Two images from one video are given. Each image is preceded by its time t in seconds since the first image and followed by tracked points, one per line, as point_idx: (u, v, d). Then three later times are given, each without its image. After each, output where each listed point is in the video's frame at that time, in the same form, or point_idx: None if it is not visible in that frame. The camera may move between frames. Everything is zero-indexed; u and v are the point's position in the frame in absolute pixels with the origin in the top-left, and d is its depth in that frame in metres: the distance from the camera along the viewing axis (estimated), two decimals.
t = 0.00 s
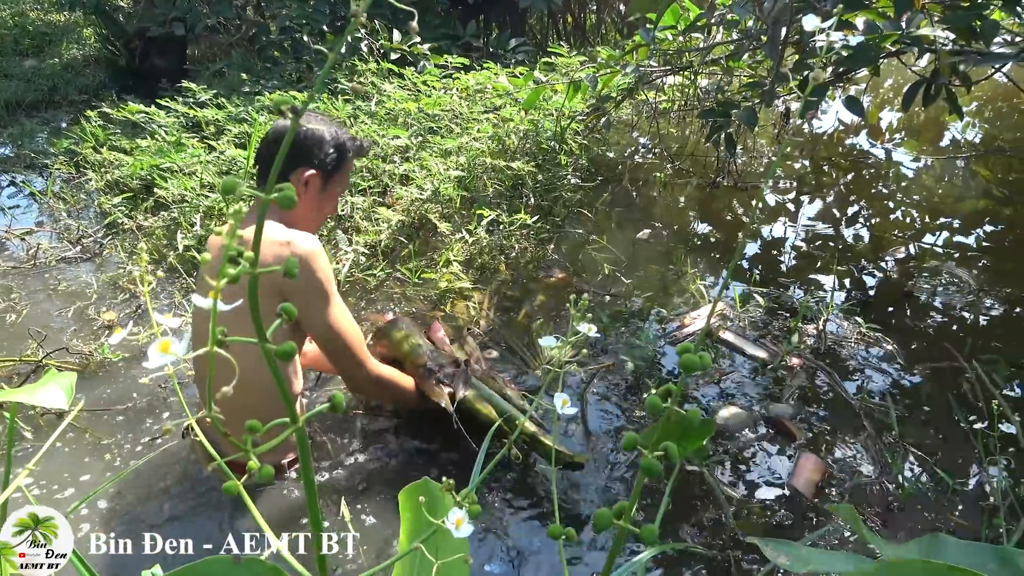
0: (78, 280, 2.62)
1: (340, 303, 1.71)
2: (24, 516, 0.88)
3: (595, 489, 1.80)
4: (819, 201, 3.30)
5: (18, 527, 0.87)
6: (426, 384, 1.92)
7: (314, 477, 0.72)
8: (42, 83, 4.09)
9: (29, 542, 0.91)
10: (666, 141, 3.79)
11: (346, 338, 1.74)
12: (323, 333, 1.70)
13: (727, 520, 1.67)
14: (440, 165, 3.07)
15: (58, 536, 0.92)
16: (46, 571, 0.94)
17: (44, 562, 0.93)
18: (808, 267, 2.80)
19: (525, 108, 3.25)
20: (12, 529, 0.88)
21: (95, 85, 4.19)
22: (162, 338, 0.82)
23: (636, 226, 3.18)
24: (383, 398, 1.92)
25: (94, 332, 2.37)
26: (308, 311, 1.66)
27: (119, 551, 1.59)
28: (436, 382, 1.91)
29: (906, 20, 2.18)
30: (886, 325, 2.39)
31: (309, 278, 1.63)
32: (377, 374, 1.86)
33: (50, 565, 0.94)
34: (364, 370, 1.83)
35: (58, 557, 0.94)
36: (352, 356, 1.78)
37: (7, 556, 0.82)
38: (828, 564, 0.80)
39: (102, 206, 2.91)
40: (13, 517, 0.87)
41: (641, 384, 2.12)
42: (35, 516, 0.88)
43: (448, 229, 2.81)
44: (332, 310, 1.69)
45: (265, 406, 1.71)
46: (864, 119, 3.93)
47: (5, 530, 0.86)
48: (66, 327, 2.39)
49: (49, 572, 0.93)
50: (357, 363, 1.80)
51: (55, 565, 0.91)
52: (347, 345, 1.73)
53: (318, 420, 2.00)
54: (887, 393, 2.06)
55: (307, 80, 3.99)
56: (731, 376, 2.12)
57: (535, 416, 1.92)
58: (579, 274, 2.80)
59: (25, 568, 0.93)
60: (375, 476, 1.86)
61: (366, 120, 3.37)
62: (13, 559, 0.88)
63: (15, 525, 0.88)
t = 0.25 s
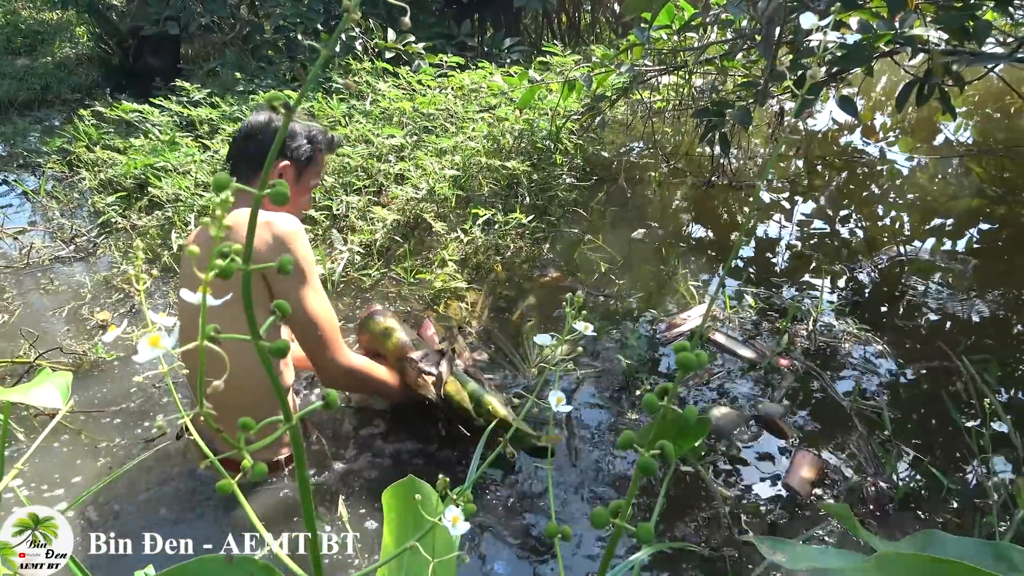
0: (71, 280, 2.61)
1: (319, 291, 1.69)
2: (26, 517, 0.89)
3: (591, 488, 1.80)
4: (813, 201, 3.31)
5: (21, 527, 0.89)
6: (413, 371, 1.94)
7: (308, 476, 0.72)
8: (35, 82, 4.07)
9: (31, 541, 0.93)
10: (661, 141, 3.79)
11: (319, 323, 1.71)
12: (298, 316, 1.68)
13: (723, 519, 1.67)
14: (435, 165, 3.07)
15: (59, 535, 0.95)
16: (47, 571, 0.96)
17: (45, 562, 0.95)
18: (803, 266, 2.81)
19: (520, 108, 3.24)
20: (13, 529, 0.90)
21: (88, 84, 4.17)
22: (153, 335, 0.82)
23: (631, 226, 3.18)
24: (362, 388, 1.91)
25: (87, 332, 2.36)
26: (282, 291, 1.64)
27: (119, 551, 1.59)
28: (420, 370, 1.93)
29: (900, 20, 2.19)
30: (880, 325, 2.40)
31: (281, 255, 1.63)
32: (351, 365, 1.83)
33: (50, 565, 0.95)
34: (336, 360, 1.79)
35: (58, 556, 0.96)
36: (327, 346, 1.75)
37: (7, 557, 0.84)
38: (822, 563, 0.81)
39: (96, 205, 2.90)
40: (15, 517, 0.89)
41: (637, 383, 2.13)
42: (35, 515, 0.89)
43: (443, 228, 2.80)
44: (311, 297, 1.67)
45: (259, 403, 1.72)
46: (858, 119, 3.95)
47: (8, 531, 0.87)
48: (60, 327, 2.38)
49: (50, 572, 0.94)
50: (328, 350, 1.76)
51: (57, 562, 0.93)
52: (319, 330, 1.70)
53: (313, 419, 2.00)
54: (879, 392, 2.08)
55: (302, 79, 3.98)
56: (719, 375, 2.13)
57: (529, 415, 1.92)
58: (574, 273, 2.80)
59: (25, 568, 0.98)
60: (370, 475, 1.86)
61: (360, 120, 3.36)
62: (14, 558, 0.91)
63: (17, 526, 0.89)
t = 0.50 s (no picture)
0: (71, 279, 2.61)
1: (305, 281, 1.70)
2: (24, 517, 0.89)
3: (591, 488, 1.80)
4: (813, 201, 3.32)
5: (19, 527, 0.89)
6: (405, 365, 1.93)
7: (309, 475, 0.72)
8: (34, 80, 4.07)
9: (30, 541, 0.93)
10: (661, 140, 3.79)
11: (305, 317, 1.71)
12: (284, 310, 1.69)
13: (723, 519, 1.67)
14: (436, 164, 3.07)
15: (58, 536, 0.94)
16: (47, 570, 0.96)
17: (45, 561, 0.95)
18: (803, 266, 2.81)
19: (520, 107, 3.24)
20: (12, 529, 0.90)
21: (88, 82, 4.17)
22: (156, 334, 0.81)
23: (631, 225, 3.17)
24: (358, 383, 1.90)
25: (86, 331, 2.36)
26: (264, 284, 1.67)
27: (119, 551, 1.59)
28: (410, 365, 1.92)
29: (900, 20, 2.18)
30: (880, 325, 2.40)
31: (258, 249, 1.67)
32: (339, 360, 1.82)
33: (50, 565, 0.95)
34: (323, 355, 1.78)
35: (58, 556, 0.96)
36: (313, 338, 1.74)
37: (7, 556, 0.84)
38: (824, 564, 0.81)
39: (96, 204, 2.89)
40: (13, 517, 0.88)
41: (637, 383, 2.13)
42: (35, 516, 0.89)
43: (443, 227, 2.80)
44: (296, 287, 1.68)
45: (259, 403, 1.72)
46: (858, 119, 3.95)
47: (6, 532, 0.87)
48: (60, 326, 2.38)
49: (50, 571, 0.94)
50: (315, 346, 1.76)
51: (54, 565, 0.94)
52: (302, 324, 1.70)
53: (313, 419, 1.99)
54: (879, 392, 2.08)
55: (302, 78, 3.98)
56: (718, 376, 2.13)
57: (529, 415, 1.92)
58: (574, 273, 2.80)
59: (25, 568, 0.98)
60: (370, 475, 1.86)
61: (360, 119, 3.36)
62: (14, 558, 0.91)
63: (16, 526, 0.89)
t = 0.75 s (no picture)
0: (72, 279, 2.61)
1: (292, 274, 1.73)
2: (24, 517, 0.89)
3: (592, 488, 1.80)
4: (814, 201, 3.31)
5: (19, 527, 0.89)
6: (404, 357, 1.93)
7: (306, 477, 0.72)
8: (35, 80, 4.07)
9: (30, 540, 0.93)
10: (662, 139, 3.79)
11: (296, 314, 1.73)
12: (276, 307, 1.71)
13: (723, 519, 1.67)
14: (437, 164, 3.07)
15: (57, 536, 0.95)
16: (47, 571, 0.96)
17: (44, 562, 0.95)
18: (804, 266, 2.80)
19: (521, 106, 3.24)
20: (12, 529, 0.90)
21: (88, 82, 4.17)
22: (148, 335, 0.81)
23: (632, 225, 3.17)
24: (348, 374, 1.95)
25: (87, 330, 2.36)
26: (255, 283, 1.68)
27: (119, 551, 1.58)
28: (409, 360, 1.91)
29: (902, 19, 2.18)
30: (881, 325, 2.40)
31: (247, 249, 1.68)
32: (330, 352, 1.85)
33: (50, 566, 0.95)
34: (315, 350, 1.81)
35: (58, 556, 0.96)
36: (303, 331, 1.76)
37: (7, 557, 0.84)
38: (824, 564, 0.81)
39: (96, 203, 2.89)
40: (12, 518, 0.89)
41: (638, 383, 2.12)
42: (35, 515, 0.89)
43: (444, 227, 2.80)
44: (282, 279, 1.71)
45: (255, 404, 1.72)
46: (859, 118, 3.94)
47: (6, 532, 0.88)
48: (60, 326, 2.38)
49: (50, 572, 0.95)
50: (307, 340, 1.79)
51: (54, 565, 0.95)
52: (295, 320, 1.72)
53: (314, 420, 1.99)
54: (879, 392, 2.08)
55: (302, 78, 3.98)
56: (717, 376, 2.13)
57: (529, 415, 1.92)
58: (574, 272, 2.79)
59: (25, 568, 0.98)
60: (369, 474, 1.86)
61: (361, 118, 3.36)
62: (14, 558, 0.91)
63: (15, 525, 0.89)
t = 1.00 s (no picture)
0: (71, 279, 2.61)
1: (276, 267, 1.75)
2: (24, 517, 0.89)
3: (591, 488, 1.80)
4: (813, 200, 3.32)
5: (19, 527, 0.89)
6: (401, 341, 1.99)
7: (304, 479, 0.72)
8: (34, 80, 4.07)
9: (30, 540, 0.94)
10: (661, 139, 3.79)
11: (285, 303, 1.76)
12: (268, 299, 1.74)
13: (721, 519, 1.67)
14: (436, 164, 3.07)
15: (57, 536, 0.95)
16: (47, 571, 0.97)
17: (44, 562, 0.96)
18: (802, 266, 2.81)
19: (521, 106, 3.24)
20: (12, 529, 0.90)
21: (87, 82, 4.17)
22: (144, 339, 0.81)
23: (631, 225, 3.17)
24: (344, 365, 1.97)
25: (86, 330, 2.36)
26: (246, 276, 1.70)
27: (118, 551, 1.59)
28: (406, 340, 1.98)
29: (900, 19, 2.18)
30: (880, 325, 2.40)
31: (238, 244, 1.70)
32: (324, 343, 1.87)
33: (49, 567, 0.96)
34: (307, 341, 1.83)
35: (58, 557, 0.97)
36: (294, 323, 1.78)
37: (7, 557, 0.85)
38: (822, 564, 0.81)
39: (96, 204, 2.89)
40: (12, 518, 0.89)
41: (637, 383, 2.12)
42: (35, 516, 0.89)
43: (444, 227, 2.80)
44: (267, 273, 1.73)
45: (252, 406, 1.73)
46: (858, 118, 3.94)
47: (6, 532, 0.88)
48: (60, 326, 2.38)
49: (48, 572, 0.95)
50: (298, 330, 1.81)
51: (54, 564, 0.95)
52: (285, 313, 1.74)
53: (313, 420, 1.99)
54: (877, 392, 2.08)
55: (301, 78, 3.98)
56: (715, 376, 2.13)
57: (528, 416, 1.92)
58: (573, 272, 2.80)
59: (24, 568, 0.98)
60: (368, 474, 1.86)
61: (360, 118, 3.36)
62: (14, 558, 0.91)
63: (15, 525, 0.90)
